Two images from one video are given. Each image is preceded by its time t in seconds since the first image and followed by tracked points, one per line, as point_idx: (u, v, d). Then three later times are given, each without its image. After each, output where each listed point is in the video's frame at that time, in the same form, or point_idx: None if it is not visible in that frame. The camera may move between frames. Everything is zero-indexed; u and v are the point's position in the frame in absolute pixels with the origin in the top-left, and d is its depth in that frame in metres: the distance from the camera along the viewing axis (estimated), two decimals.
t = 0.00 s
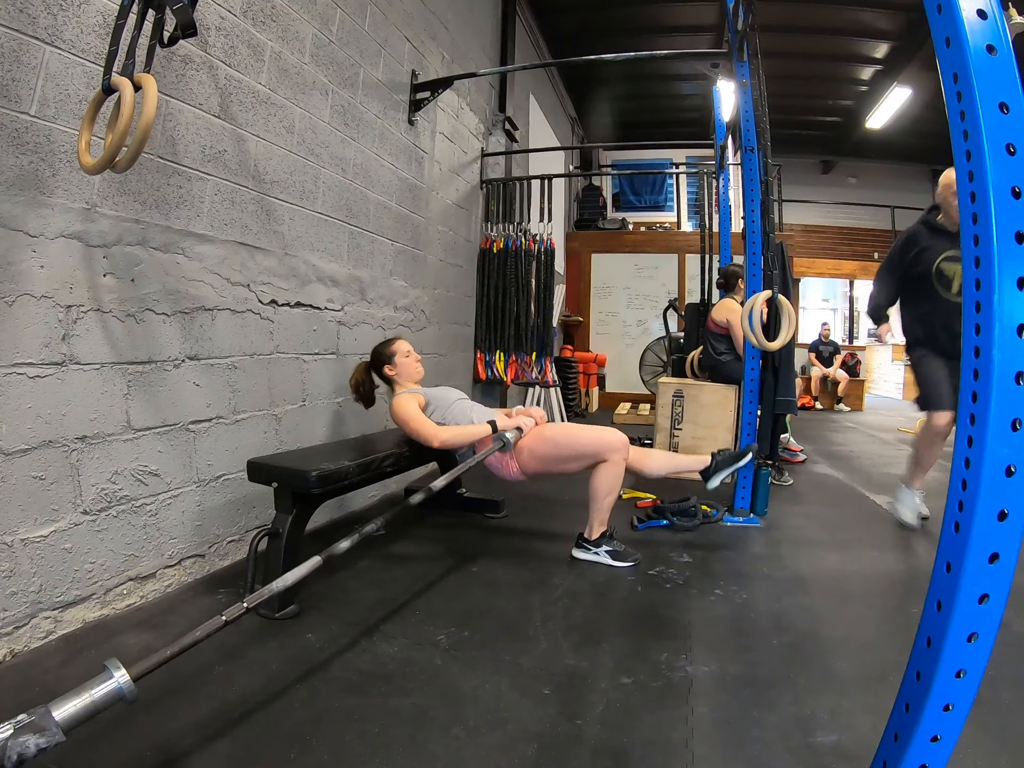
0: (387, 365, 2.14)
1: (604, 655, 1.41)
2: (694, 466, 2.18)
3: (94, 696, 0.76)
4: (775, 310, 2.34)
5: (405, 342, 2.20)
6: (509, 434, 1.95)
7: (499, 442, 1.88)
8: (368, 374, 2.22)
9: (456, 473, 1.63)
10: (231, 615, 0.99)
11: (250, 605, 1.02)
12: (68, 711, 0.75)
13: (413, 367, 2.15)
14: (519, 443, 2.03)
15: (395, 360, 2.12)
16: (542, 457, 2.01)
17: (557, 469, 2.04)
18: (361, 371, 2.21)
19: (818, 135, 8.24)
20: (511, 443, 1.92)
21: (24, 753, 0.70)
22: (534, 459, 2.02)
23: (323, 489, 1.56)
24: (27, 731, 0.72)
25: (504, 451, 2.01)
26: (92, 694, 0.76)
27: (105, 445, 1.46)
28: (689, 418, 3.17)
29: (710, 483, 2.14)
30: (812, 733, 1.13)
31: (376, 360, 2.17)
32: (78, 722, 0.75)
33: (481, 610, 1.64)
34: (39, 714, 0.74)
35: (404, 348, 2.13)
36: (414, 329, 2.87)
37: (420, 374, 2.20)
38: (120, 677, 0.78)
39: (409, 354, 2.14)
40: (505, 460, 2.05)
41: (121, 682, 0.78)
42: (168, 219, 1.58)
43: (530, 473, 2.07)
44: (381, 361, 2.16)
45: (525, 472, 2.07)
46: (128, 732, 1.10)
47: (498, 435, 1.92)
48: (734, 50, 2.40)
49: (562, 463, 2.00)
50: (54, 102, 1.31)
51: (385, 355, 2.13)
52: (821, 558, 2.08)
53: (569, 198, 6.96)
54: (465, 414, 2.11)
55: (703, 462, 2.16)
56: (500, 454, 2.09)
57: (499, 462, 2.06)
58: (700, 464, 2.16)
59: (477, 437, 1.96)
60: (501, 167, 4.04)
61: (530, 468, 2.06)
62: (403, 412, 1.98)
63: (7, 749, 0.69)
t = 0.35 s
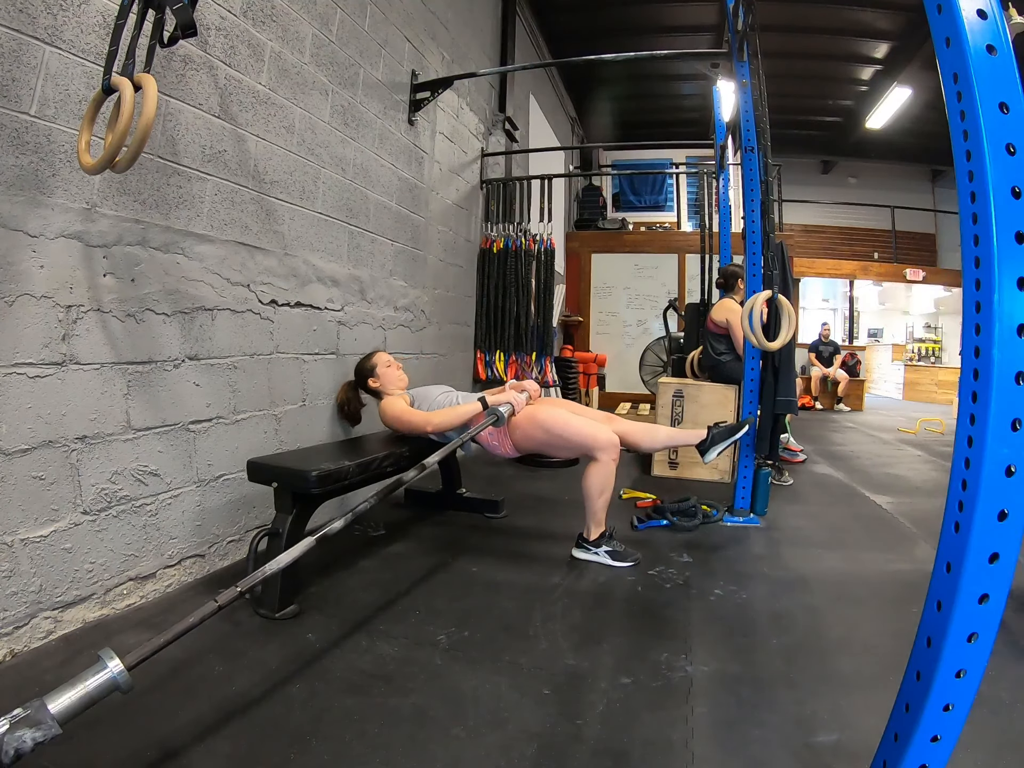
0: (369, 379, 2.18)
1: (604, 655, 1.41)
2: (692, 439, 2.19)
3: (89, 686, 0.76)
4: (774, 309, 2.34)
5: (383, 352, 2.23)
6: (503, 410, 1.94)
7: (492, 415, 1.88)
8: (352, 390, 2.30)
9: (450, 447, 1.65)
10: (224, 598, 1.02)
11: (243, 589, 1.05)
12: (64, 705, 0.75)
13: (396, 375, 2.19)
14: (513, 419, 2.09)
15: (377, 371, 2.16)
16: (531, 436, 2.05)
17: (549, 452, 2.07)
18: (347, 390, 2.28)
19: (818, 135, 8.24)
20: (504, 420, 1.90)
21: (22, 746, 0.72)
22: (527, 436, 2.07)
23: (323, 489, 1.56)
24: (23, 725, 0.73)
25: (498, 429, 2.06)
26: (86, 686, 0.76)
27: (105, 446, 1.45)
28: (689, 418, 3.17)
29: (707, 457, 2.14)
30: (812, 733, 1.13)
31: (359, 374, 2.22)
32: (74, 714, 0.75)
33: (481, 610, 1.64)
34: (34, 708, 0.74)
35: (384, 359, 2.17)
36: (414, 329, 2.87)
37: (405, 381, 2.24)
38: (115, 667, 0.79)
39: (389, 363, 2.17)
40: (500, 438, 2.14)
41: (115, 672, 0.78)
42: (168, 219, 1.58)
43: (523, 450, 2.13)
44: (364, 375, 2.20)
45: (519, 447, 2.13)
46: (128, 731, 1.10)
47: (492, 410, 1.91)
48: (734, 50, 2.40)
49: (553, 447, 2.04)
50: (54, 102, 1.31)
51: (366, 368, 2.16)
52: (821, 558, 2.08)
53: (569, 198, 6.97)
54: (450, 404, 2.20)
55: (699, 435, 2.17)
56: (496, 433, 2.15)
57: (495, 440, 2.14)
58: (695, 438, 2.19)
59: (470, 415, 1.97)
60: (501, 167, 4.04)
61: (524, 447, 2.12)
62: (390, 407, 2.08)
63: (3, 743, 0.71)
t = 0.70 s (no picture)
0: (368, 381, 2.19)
1: (604, 655, 1.41)
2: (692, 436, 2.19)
3: (89, 685, 0.78)
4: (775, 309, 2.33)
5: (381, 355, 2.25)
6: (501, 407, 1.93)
7: (492, 413, 1.88)
8: (352, 394, 2.30)
9: (449, 445, 1.65)
10: (223, 596, 1.03)
11: (242, 587, 1.06)
12: (64, 702, 0.76)
13: (394, 377, 2.20)
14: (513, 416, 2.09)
15: (374, 374, 2.17)
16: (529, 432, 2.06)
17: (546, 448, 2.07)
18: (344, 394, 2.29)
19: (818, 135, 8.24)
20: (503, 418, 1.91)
21: (22, 746, 0.73)
22: (526, 434, 2.07)
23: (323, 489, 1.56)
24: (22, 724, 0.73)
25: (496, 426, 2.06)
26: (86, 685, 0.78)
27: (105, 445, 1.45)
28: (689, 418, 3.17)
29: (704, 454, 2.14)
30: (812, 733, 1.13)
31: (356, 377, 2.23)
32: (73, 712, 0.76)
33: (481, 610, 1.63)
34: (33, 706, 0.75)
35: (381, 360, 2.19)
36: (414, 329, 2.87)
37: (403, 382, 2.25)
38: (113, 666, 0.80)
39: (387, 365, 2.19)
40: (500, 436, 2.14)
41: (114, 670, 0.79)
42: (168, 220, 1.58)
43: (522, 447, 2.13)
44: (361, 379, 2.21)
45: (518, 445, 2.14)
46: (128, 731, 1.10)
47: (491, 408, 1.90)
48: (734, 50, 2.40)
49: (551, 445, 2.05)
50: (53, 102, 1.31)
51: (363, 371, 2.18)
52: (821, 558, 2.08)
53: (569, 197, 6.97)
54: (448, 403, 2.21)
55: (697, 433, 2.16)
56: (495, 432, 2.15)
57: (494, 437, 2.15)
58: (694, 436, 2.18)
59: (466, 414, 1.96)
60: (501, 167, 4.04)
61: (522, 444, 2.12)
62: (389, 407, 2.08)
63: (4, 743, 0.72)
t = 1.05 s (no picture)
0: (370, 375, 2.18)
1: (604, 655, 1.41)
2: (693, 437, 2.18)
3: (93, 689, 0.76)
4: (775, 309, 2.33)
5: (387, 349, 2.24)
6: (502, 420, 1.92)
7: (493, 426, 1.86)
8: (348, 383, 2.27)
9: (450, 457, 1.64)
10: (227, 604, 1.01)
11: (245, 595, 1.04)
12: (66, 706, 0.74)
13: (396, 373, 2.20)
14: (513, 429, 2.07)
15: (377, 367, 2.16)
16: (530, 442, 2.05)
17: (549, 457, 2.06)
18: (343, 379, 2.26)
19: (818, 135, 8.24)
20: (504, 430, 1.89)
21: (24, 748, 0.71)
22: (527, 443, 2.05)
23: (323, 489, 1.56)
24: (25, 727, 0.71)
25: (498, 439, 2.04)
26: (90, 688, 0.76)
27: (105, 445, 1.46)
28: (689, 418, 3.17)
29: (708, 453, 2.15)
30: (812, 733, 1.13)
31: (357, 368, 2.20)
32: (77, 716, 0.74)
33: (481, 610, 1.64)
34: (36, 710, 0.73)
35: (385, 354, 2.17)
36: (414, 329, 2.87)
37: (403, 380, 2.25)
38: (118, 671, 0.78)
39: (390, 360, 2.18)
40: (500, 447, 2.12)
41: (119, 674, 0.78)
42: (168, 220, 1.58)
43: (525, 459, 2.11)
44: (362, 369, 2.19)
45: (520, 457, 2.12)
46: (129, 730, 1.10)
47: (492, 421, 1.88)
48: (734, 50, 2.40)
49: (553, 451, 2.04)
50: (54, 102, 1.31)
51: (366, 363, 2.17)
52: (821, 558, 2.08)
53: (569, 197, 6.97)
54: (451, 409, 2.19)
55: (700, 432, 2.15)
56: (496, 443, 2.13)
57: (494, 449, 2.12)
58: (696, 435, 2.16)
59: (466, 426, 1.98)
60: (501, 167, 4.04)
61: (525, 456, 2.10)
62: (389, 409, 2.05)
63: (5, 745, 0.70)
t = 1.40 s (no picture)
0: (382, 365, 2.10)
1: (604, 655, 1.41)
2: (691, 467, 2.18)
3: (96, 696, 0.76)
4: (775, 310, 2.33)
5: (403, 341, 2.17)
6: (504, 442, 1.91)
7: (493, 448, 1.85)
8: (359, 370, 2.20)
9: (452, 480, 1.63)
10: (230, 618, 1.00)
11: (249, 607, 1.03)
12: (70, 712, 0.75)
13: (410, 368, 2.13)
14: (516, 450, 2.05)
15: (392, 358, 2.09)
16: (536, 457, 2.03)
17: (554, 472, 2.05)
18: (355, 366, 2.19)
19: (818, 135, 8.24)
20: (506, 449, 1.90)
21: (26, 752, 0.69)
22: (529, 460, 2.03)
23: (323, 489, 1.56)
24: (27, 731, 0.70)
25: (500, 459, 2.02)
26: (93, 696, 0.76)
27: (105, 445, 1.45)
28: (689, 418, 3.17)
29: (704, 484, 2.15)
30: (812, 733, 1.13)
31: (371, 358, 2.12)
32: (82, 721, 0.75)
33: (481, 610, 1.64)
34: (40, 714, 0.73)
35: (400, 347, 2.11)
36: (414, 329, 2.87)
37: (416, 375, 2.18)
38: (122, 678, 0.79)
39: (406, 353, 2.12)
40: (500, 466, 2.08)
41: (123, 683, 0.79)
42: (168, 220, 1.58)
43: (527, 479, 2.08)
44: (376, 359, 2.11)
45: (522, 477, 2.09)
46: (129, 732, 1.10)
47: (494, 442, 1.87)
48: (734, 50, 2.40)
49: (554, 463, 2.02)
50: (54, 102, 1.31)
51: (381, 353, 2.09)
52: (821, 558, 2.08)
53: (569, 197, 6.97)
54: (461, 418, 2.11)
55: (698, 463, 2.15)
56: (496, 462, 2.11)
57: (495, 468, 2.10)
58: (694, 466, 2.16)
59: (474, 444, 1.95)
60: (501, 167, 4.04)
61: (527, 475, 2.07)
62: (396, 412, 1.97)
63: (7, 749, 0.68)
